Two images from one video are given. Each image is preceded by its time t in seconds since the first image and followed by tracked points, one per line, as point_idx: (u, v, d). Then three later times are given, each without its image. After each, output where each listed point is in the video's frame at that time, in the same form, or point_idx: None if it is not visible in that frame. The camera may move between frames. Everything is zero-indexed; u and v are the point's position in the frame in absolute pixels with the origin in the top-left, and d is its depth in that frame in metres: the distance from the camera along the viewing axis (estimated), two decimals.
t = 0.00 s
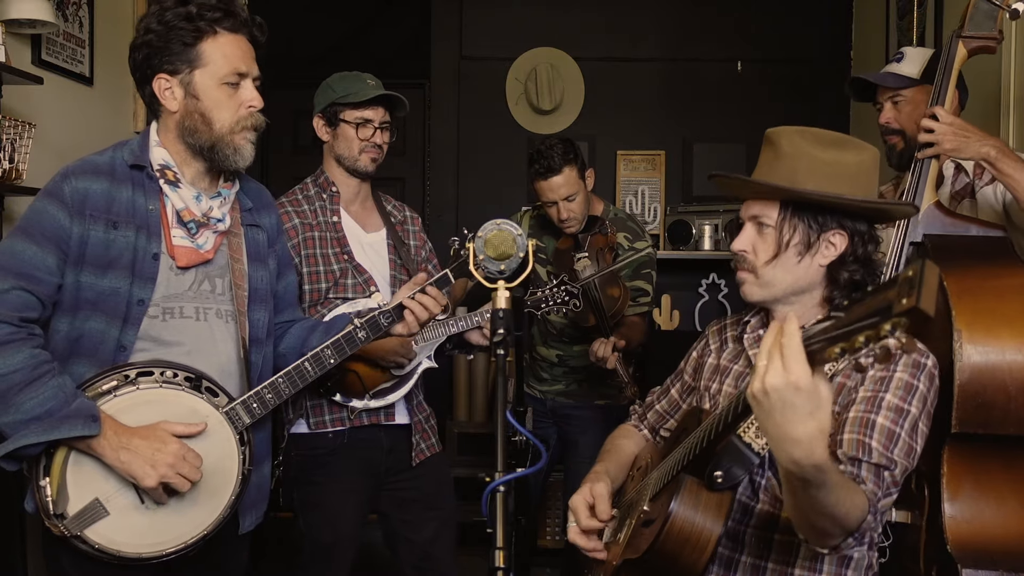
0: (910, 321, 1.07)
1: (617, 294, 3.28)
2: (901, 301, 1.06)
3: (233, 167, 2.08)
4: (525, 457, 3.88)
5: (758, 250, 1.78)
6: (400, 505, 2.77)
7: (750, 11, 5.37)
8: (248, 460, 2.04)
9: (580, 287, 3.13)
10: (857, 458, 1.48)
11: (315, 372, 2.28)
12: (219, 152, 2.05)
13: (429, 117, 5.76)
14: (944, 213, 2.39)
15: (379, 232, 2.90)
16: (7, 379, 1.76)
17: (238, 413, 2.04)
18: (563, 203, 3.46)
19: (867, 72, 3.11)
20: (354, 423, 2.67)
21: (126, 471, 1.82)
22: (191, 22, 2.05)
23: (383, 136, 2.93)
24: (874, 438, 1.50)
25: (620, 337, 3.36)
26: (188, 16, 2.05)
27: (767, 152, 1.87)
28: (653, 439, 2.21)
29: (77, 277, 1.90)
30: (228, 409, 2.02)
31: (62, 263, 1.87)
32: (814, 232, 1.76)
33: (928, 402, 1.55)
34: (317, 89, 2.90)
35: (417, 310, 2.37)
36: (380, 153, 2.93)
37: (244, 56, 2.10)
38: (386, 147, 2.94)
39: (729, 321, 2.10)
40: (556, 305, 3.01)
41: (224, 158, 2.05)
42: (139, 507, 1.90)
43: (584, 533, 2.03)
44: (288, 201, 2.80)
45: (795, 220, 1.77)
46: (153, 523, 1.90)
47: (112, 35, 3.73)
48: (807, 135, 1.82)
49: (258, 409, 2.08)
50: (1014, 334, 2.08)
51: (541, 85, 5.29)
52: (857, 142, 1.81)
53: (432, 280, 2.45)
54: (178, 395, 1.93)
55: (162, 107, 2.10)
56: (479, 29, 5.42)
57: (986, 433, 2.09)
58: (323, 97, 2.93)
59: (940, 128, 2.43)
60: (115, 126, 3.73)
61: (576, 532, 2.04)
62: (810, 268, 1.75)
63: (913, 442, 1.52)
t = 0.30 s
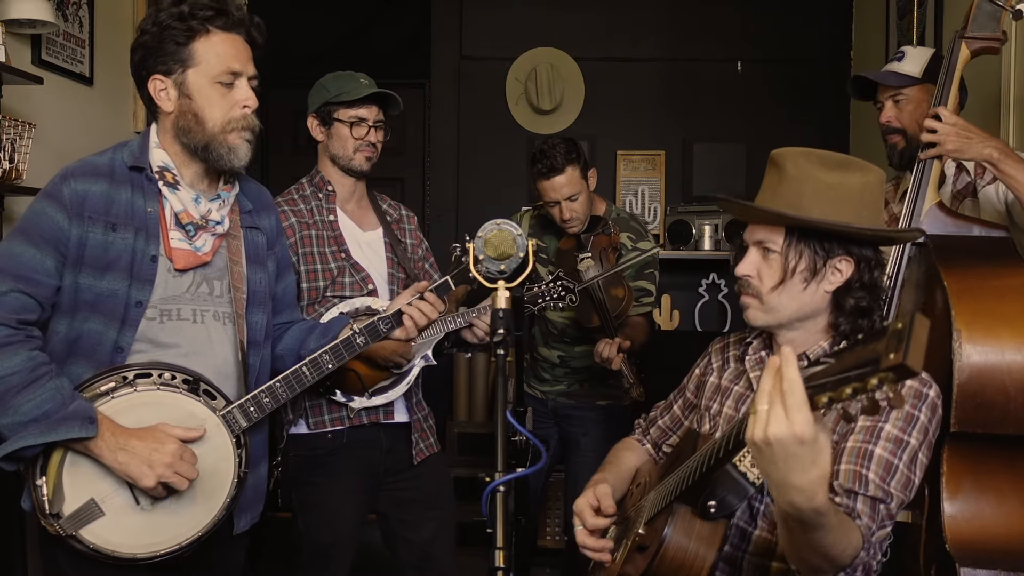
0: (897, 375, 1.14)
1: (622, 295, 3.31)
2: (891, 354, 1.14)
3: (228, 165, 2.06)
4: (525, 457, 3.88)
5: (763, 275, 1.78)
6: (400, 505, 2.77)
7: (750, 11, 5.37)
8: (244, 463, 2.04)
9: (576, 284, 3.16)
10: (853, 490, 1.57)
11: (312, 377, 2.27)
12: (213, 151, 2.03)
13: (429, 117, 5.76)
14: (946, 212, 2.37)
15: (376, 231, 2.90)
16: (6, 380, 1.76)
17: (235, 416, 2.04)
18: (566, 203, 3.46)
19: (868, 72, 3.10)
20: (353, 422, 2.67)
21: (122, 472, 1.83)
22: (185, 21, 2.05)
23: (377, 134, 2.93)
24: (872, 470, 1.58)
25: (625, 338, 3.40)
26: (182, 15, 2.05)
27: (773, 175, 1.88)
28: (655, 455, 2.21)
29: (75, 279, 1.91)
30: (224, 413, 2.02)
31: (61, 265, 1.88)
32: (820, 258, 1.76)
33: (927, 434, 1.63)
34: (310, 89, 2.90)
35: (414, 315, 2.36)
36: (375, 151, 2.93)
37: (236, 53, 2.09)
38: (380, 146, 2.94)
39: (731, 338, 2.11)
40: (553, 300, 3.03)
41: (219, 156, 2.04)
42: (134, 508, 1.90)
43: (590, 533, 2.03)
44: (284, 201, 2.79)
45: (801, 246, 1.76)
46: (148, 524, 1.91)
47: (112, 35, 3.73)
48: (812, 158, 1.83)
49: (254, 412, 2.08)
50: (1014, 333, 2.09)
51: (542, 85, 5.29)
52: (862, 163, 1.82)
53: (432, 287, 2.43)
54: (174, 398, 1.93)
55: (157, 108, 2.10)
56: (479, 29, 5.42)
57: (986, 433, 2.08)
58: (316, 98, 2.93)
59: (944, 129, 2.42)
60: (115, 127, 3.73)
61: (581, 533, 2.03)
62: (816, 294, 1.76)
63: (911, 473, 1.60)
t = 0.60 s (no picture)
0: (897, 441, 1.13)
1: (625, 296, 3.35)
2: (888, 417, 1.12)
3: (223, 167, 2.04)
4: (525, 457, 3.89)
5: (764, 299, 1.77)
6: (400, 505, 2.77)
7: (750, 11, 5.37)
8: (240, 465, 2.04)
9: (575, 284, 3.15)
10: (851, 524, 1.57)
11: (308, 380, 2.28)
12: (208, 152, 2.02)
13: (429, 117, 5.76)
14: (947, 213, 2.38)
15: (375, 230, 2.90)
16: (3, 381, 1.76)
17: (231, 419, 2.04)
18: (568, 205, 3.45)
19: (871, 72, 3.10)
20: (353, 423, 2.67)
21: (120, 473, 1.83)
22: (182, 22, 2.05)
23: (374, 130, 2.93)
24: (870, 501, 1.58)
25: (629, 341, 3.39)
26: (179, 16, 2.05)
27: (769, 195, 1.79)
28: (654, 467, 2.20)
29: (74, 281, 1.91)
30: (221, 414, 2.01)
31: (59, 267, 1.88)
32: (822, 282, 1.75)
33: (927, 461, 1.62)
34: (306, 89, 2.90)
35: (409, 320, 2.37)
36: (372, 148, 2.93)
37: (233, 55, 2.07)
38: (378, 141, 2.95)
39: (731, 352, 2.09)
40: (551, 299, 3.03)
41: (215, 158, 2.02)
42: (130, 509, 1.90)
43: (590, 548, 2.05)
44: (283, 201, 2.78)
45: (802, 271, 1.75)
46: (144, 525, 1.90)
47: (112, 35, 3.72)
48: (808, 178, 1.74)
49: (250, 415, 2.08)
50: (1017, 333, 2.09)
51: (541, 85, 5.29)
52: (862, 177, 1.74)
53: (428, 293, 2.49)
54: (173, 400, 1.93)
55: (155, 109, 2.10)
56: (479, 30, 5.42)
57: (988, 433, 2.08)
58: (313, 97, 2.93)
59: (945, 129, 2.43)
60: (115, 127, 3.73)
61: (581, 546, 2.06)
62: (817, 319, 1.76)
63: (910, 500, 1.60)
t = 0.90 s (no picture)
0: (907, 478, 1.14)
1: (627, 298, 3.35)
2: (903, 456, 1.13)
3: (216, 173, 2.04)
4: (524, 456, 3.89)
5: (761, 305, 1.78)
6: (400, 506, 2.78)
7: (750, 11, 5.37)
8: (237, 465, 2.04)
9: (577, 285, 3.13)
10: (852, 538, 1.57)
11: (306, 380, 2.29)
12: (202, 157, 2.02)
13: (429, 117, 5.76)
14: (943, 212, 2.38)
15: (378, 231, 2.90)
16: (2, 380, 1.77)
17: (230, 419, 2.04)
18: (570, 205, 3.44)
19: (870, 72, 3.10)
20: (354, 424, 2.67)
21: (118, 473, 1.83)
22: (183, 26, 2.05)
23: (378, 133, 2.93)
24: (871, 516, 1.56)
25: (630, 342, 3.39)
26: (181, 20, 2.05)
27: (760, 197, 1.77)
28: (652, 460, 2.20)
29: (73, 280, 1.91)
30: (219, 415, 2.02)
31: (58, 267, 1.88)
32: (818, 286, 1.75)
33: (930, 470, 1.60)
34: (309, 90, 2.91)
35: (407, 323, 2.39)
36: (375, 151, 2.93)
37: (232, 61, 2.07)
38: (381, 145, 2.95)
39: (731, 349, 2.08)
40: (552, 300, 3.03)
41: (208, 164, 2.03)
42: (128, 508, 1.90)
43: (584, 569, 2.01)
44: (285, 201, 2.80)
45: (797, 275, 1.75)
46: (142, 524, 1.91)
47: (112, 36, 3.73)
48: (798, 180, 1.70)
49: (249, 415, 2.08)
50: (1014, 334, 2.08)
51: (541, 85, 5.30)
52: (854, 173, 1.70)
53: (427, 295, 2.49)
54: (169, 399, 1.93)
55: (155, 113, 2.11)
56: (478, 30, 5.42)
57: (985, 433, 2.08)
58: (316, 99, 2.94)
59: (943, 122, 2.44)
60: (115, 127, 3.73)
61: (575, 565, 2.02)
62: (815, 321, 1.76)
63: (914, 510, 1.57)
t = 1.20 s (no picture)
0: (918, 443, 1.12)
1: (630, 298, 3.34)
2: (915, 421, 1.11)
3: (221, 173, 2.05)
4: (525, 456, 3.89)
5: (753, 275, 1.75)
6: (404, 508, 2.77)
7: (750, 11, 5.37)
8: (237, 466, 2.04)
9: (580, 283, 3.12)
10: (857, 504, 1.54)
11: (307, 383, 2.28)
12: (206, 157, 2.03)
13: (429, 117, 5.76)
14: (943, 213, 2.37)
15: (380, 232, 2.90)
16: (3, 380, 1.77)
17: (230, 420, 2.03)
18: (574, 205, 3.44)
19: (870, 72, 3.10)
20: (359, 424, 2.68)
21: (118, 473, 1.83)
22: (183, 27, 2.05)
23: (379, 135, 2.94)
24: (873, 481, 1.54)
25: (632, 342, 3.38)
26: (180, 20, 2.05)
27: (747, 166, 1.75)
28: (650, 435, 2.20)
29: (74, 281, 1.91)
30: (220, 416, 2.01)
31: (59, 267, 1.88)
32: (810, 253, 1.73)
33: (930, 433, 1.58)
34: (310, 92, 2.91)
35: (409, 326, 2.36)
36: (377, 152, 2.93)
37: (233, 59, 2.07)
38: (382, 147, 2.95)
39: (726, 321, 2.06)
40: (556, 299, 3.02)
41: (214, 163, 2.03)
42: (128, 508, 1.90)
43: (590, 525, 2.04)
44: (287, 202, 2.80)
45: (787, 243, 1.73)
46: (142, 526, 1.90)
47: (112, 36, 3.72)
48: (784, 147, 1.69)
49: (250, 416, 2.07)
50: (1014, 335, 2.08)
51: (541, 85, 5.30)
52: (839, 137, 1.69)
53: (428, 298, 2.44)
54: (171, 400, 1.93)
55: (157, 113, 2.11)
56: (478, 30, 5.42)
57: (985, 432, 2.08)
58: (317, 100, 2.94)
59: (943, 121, 2.44)
60: (115, 127, 3.73)
61: (581, 525, 2.05)
62: (808, 289, 1.74)
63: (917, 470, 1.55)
